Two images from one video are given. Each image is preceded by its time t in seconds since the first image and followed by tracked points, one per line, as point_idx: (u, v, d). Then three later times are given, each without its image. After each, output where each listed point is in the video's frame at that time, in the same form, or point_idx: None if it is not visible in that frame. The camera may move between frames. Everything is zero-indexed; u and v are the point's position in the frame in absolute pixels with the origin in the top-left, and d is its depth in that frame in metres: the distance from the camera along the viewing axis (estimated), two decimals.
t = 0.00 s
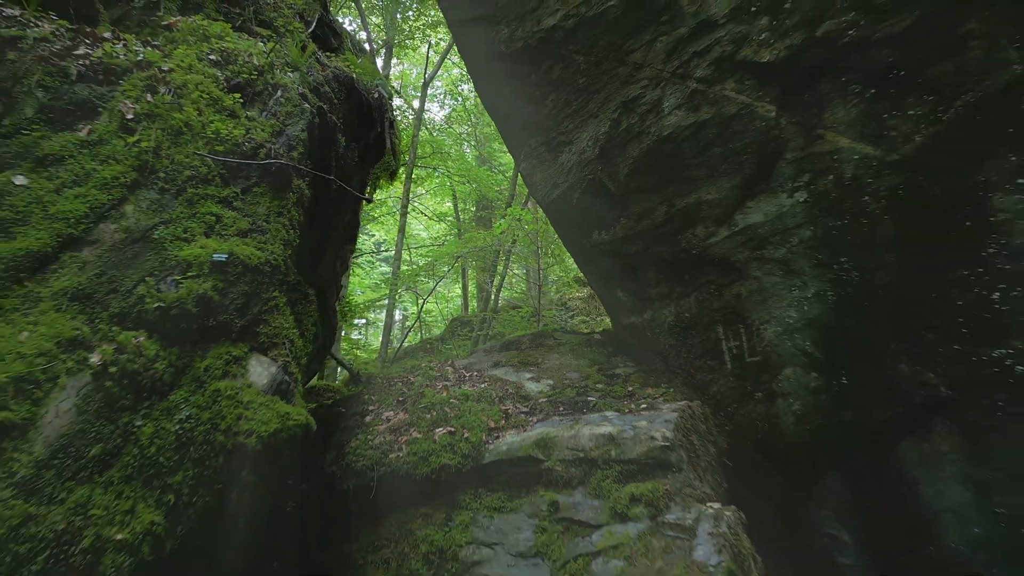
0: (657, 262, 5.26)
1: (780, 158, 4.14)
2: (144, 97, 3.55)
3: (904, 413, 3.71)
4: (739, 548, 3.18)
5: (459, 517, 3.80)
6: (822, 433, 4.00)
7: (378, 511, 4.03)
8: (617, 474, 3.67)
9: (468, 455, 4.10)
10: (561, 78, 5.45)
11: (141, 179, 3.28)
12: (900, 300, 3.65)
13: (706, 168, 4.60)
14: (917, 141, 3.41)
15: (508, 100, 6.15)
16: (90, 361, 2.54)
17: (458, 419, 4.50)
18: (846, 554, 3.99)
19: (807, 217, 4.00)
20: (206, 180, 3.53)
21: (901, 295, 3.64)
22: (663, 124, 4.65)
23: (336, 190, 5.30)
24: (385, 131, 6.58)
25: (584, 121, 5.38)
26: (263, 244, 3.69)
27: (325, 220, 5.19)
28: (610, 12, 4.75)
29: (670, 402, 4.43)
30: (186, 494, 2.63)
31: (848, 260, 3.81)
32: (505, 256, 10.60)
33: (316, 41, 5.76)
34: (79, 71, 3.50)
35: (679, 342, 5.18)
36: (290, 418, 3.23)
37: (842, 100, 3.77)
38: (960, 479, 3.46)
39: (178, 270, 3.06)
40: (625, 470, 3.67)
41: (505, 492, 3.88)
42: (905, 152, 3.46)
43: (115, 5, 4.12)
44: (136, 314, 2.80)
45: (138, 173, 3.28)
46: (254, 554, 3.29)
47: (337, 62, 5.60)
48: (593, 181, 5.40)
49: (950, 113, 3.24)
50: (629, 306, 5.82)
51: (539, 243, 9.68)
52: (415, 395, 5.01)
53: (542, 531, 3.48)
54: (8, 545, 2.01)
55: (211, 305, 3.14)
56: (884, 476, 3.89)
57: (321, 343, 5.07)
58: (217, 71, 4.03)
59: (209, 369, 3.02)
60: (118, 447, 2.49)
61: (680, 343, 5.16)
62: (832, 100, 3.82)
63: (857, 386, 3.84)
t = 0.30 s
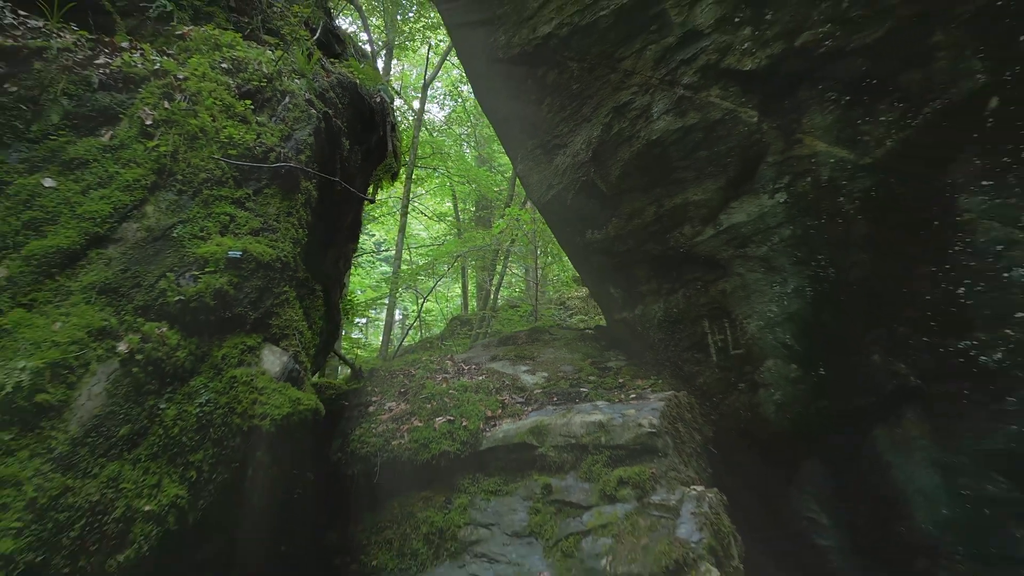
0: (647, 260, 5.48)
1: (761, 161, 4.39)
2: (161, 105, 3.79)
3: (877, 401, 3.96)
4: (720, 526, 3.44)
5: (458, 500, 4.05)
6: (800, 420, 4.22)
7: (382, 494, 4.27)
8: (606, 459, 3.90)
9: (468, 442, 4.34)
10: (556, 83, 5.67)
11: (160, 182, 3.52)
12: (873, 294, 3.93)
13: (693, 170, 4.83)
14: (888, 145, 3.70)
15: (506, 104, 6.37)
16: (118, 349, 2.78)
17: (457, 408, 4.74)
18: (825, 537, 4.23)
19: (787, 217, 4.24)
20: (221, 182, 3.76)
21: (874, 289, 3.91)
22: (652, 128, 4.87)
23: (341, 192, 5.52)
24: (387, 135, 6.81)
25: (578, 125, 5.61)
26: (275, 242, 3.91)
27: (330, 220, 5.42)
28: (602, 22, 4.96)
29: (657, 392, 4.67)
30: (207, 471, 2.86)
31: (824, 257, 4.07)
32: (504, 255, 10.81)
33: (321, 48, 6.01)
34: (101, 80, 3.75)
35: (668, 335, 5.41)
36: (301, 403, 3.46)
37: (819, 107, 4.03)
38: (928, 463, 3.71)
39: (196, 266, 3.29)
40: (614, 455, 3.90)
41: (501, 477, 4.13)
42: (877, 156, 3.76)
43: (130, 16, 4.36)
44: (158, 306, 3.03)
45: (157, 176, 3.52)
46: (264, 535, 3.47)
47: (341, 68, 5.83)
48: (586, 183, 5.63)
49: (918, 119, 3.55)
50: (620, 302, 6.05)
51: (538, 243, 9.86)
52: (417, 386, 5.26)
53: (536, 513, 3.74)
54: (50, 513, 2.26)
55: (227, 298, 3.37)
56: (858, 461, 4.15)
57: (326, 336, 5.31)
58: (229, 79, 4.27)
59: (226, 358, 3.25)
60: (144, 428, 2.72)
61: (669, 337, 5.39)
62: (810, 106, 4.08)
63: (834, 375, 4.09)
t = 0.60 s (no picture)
0: (637, 258, 5.75)
1: (742, 165, 4.67)
2: (180, 112, 4.07)
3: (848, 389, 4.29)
4: (700, 505, 3.71)
5: (456, 482, 4.34)
6: (777, 407, 4.56)
7: (385, 478, 4.54)
8: (595, 443, 4.18)
9: (465, 429, 4.60)
10: (551, 89, 5.93)
11: (180, 184, 3.80)
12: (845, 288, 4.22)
13: (678, 173, 5.10)
14: (858, 151, 3.99)
15: (504, 108, 6.62)
16: (145, 338, 3.05)
17: (456, 397, 5.01)
18: (802, 518, 4.57)
19: (766, 217, 4.52)
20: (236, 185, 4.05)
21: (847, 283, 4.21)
22: (640, 133, 5.15)
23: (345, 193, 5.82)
24: (389, 138, 7.10)
25: (571, 129, 5.89)
26: (286, 240, 4.22)
27: (335, 220, 5.70)
28: (594, 32, 5.22)
29: (645, 381, 4.96)
30: (227, 449, 3.13)
31: (800, 255, 4.36)
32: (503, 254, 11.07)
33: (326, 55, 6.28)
34: (123, 89, 4.03)
35: (656, 329, 5.69)
36: (312, 387, 3.87)
37: (795, 114, 4.32)
38: (896, 447, 3.98)
39: (215, 262, 3.58)
40: (603, 439, 4.18)
41: (497, 461, 4.40)
42: (847, 160, 4.05)
43: (147, 27, 4.65)
44: (181, 300, 3.31)
45: (177, 179, 3.80)
46: (279, 514, 3.72)
47: (345, 75, 6.07)
48: (579, 184, 5.90)
49: (886, 126, 3.84)
50: (612, 299, 6.32)
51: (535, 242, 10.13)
52: (417, 377, 5.53)
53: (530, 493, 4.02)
54: (89, 483, 2.54)
55: (243, 292, 3.65)
56: (831, 445, 4.43)
57: (332, 330, 5.59)
58: (241, 87, 4.57)
59: (243, 346, 3.54)
60: (171, 409, 2.99)
61: (657, 330, 5.66)
62: (787, 113, 4.36)
63: (808, 364, 4.41)
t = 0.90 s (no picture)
0: (629, 257, 5.97)
1: (727, 168, 4.90)
2: (192, 118, 4.32)
3: (827, 378, 4.56)
4: (684, 489, 3.95)
5: (455, 470, 4.57)
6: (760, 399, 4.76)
7: (387, 466, 4.76)
8: (587, 432, 4.42)
9: (464, 419, 4.83)
10: (546, 93, 6.15)
11: (194, 187, 4.03)
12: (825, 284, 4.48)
13: (667, 176, 5.31)
14: (836, 154, 4.27)
15: (501, 112, 6.85)
16: (164, 330, 3.29)
17: (455, 389, 5.24)
18: (785, 504, 4.75)
19: (750, 217, 4.76)
20: (246, 187, 4.29)
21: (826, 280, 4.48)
22: (631, 137, 5.37)
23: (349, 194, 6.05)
24: (390, 141, 7.32)
25: (566, 133, 6.12)
26: (294, 239, 4.44)
27: (340, 220, 5.94)
28: (587, 39, 5.43)
29: (634, 374, 5.20)
30: (241, 433, 3.36)
31: (782, 254, 4.61)
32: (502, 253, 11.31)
33: (330, 60, 6.54)
34: (139, 96, 4.26)
35: (647, 325, 5.91)
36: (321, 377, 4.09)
37: (777, 119, 4.57)
38: (873, 436, 4.28)
39: (228, 259, 3.82)
40: (594, 428, 4.43)
41: (494, 450, 4.64)
42: (826, 164, 4.33)
43: (160, 35, 4.88)
44: (197, 295, 3.55)
45: (192, 181, 4.03)
46: (288, 500, 3.94)
47: (348, 80, 6.32)
48: (573, 186, 6.13)
49: (862, 131, 4.14)
50: (605, 296, 6.54)
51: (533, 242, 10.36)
52: (418, 370, 5.77)
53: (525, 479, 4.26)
54: (116, 462, 2.77)
55: (255, 287, 3.88)
56: (813, 432, 4.73)
57: (337, 325, 5.83)
58: (250, 93, 4.81)
59: (255, 338, 3.76)
60: (189, 395, 3.22)
61: (647, 326, 5.89)
62: (770, 119, 4.61)
63: (791, 357, 4.66)
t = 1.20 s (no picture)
0: (620, 255, 6.24)
1: (712, 171, 5.17)
2: (207, 124, 4.58)
3: (805, 368, 4.85)
4: (669, 472, 4.23)
5: (454, 456, 4.83)
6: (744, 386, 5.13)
7: (389, 452, 5.01)
8: (578, 420, 4.70)
9: (463, 408, 5.10)
10: (541, 99, 6.41)
11: (209, 188, 4.30)
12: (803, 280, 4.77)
13: (656, 178, 5.58)
14: (813, 158, 4.58)
15: (498, 116, 7.14)
16: (184, 322, 3.56)
17: (454, 380, 5.52)
18: (766, 487, 5.12)
19: (733, 217, 5.05)
20: (257, 188, 4.56)
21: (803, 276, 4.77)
22: (622, 141, 5.63)
23: (353, 195, 6.32)
24: (392, 144, 7.58)
25: (560, 136, 6.38)
26: (303, 238, 4.70)
27: (344, 220, 6.21)
28: (580, 47, 5.68)
29: (624, 366, 5.46)
30: (256, 417, 3.62)
31: (763, 252, 4.92)
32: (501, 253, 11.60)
33: (334, 67, 6.81)
34: (156, 103, 4.52)
35: (637, 320, 6.18)
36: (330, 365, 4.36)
37: (759, 125, 4.85)
38: (848, 424, 4.59)
39: (242, 257, 4.09)
40: (585, 416, 4.70)
41: (490, 437, 4.90)
42: (803, 167, 4.64)
43: (173, 44, 5.13)
44: (213, 290, 3.82)
45: (207, 183, 4.30)
46: (302, 487, 4.13)
47: (352, 86, 6.59)
48: (567, 187, 6.39)
49: (837, 136, 4.43)
50: (598, 292, 6.81)
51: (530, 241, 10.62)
52: (419, 363, 6.04)
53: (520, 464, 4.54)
54: (143, 441, 3.04)
55: (267, 283, 4.15)
56: (793, 421, 5.06)
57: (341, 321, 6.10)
58: (260, 100, 5.07)
59: (268, 330, 4.03)
60: (207, 382, 3.49)
61: (638, 321, 6.16)
62: (752, 125, 4.89)
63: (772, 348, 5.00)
